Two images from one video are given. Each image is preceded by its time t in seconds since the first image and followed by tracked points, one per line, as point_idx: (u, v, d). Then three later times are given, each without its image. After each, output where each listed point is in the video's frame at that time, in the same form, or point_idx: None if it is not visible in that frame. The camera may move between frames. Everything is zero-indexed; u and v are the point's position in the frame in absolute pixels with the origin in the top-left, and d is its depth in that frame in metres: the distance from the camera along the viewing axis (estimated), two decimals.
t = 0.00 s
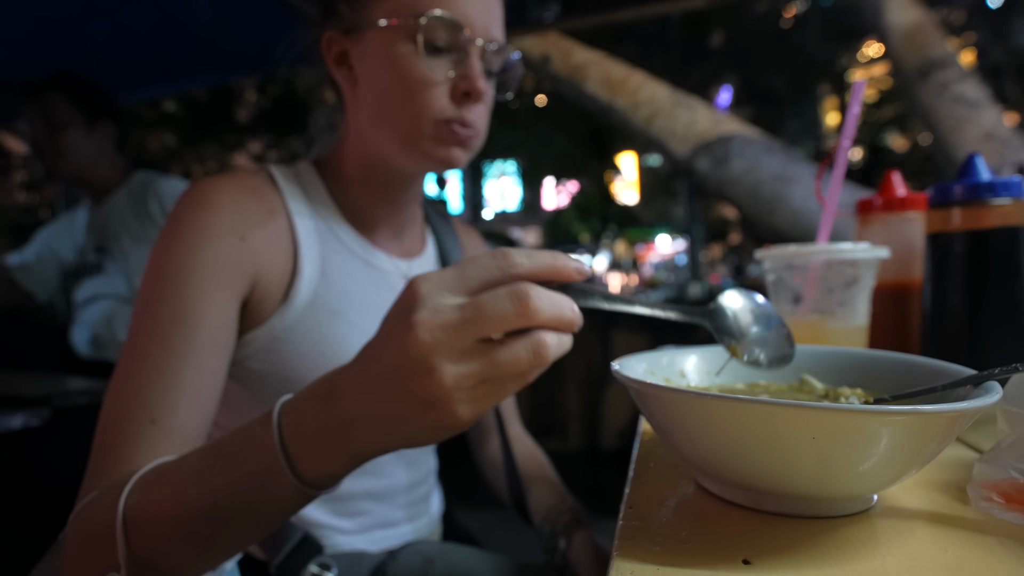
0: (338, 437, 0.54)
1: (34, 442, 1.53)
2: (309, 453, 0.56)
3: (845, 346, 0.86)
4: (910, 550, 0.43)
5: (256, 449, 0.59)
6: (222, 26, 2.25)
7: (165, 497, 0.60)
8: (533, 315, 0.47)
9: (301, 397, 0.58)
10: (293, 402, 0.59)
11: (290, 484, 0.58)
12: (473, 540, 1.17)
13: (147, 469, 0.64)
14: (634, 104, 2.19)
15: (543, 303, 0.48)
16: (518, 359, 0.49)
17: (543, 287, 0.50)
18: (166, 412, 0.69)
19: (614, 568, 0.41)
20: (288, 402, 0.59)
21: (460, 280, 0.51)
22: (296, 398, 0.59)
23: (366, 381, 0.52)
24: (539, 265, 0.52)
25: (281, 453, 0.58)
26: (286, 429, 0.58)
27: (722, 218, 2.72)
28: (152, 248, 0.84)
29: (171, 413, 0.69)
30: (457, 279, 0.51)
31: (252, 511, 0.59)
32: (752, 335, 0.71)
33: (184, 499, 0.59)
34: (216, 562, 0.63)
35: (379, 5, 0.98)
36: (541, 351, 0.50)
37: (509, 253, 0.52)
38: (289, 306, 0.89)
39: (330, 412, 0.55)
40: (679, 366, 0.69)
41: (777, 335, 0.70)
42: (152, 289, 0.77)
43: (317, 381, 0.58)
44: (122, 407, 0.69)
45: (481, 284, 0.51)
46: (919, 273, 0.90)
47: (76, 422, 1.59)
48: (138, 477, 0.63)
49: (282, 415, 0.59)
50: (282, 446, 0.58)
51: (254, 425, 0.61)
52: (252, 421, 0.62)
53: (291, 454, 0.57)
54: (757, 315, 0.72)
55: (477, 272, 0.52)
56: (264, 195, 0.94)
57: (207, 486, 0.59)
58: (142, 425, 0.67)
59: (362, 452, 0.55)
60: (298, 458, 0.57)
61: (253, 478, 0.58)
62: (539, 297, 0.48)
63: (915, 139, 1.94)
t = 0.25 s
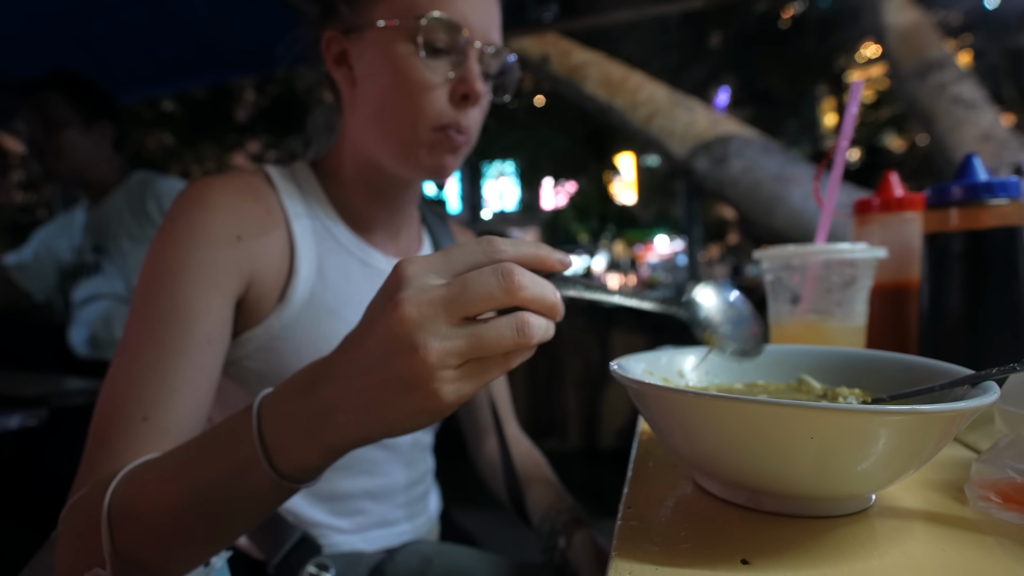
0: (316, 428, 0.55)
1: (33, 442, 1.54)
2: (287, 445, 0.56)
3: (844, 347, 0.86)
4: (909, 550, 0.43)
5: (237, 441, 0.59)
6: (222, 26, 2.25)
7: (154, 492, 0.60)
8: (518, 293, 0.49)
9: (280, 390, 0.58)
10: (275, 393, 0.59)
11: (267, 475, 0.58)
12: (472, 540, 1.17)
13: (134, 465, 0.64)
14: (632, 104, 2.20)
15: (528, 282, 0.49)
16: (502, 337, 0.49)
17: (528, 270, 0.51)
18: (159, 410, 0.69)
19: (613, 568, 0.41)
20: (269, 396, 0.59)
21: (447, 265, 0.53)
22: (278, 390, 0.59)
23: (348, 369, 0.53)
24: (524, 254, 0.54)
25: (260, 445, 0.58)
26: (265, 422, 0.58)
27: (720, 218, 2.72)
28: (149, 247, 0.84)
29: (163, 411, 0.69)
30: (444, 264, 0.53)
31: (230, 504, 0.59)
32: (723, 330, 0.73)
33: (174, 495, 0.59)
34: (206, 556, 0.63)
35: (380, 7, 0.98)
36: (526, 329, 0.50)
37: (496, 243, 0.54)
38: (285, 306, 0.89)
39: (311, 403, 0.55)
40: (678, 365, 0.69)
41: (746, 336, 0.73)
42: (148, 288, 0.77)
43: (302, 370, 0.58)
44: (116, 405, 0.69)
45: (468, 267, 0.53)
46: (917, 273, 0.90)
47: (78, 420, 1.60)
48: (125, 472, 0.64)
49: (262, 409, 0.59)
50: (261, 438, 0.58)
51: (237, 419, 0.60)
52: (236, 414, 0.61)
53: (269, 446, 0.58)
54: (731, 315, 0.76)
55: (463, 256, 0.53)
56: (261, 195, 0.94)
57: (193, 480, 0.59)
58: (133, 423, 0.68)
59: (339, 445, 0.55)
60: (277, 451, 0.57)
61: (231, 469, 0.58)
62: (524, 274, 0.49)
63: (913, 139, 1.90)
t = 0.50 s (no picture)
0: (314, 419, 0.54)
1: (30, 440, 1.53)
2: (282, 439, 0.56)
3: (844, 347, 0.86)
4: (907, 550, 0.43)
5: (232, 435, 0.59)
6: (222, 24, 2.25)
7: (148, 490, 0.60)
8: (513, 282, 0.50)
9: (277, 386, 0.58)
10: (272, 389, 0.59)
11: (263, 469, 0.58)
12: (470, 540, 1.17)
13: (130, 464, 0.64)
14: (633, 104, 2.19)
15: (522, 273, 0.51)
16: (499, 325, 0.50)
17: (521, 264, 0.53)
18: (156, 409, 0.69)
19: (611, 567, 0.41)
20: (266, 391, 0.60)
21: (445, 256, 0.53)
22: (275, 387, 0.59)
23: (346, 360, 0.53)
24: (516, 249, 0.56)
25: (256, 439, 0.58)
26: (261, 414, 0.58)
27: (720, 218, 2.72)
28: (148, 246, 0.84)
29: (161, 410, 0.69)
30: (441, 254, 0.53)
31: (224, 498, 0.59)
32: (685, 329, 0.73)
33: (169, 493, 0.59)
34: (202, 554, 0.63)
35: (381, 7, 0.98)
36: (521, 318, 0.51)
37: (490, 236, 0.55)
38: (284, 307, 0.89)
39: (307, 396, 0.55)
40: (677, 365, 0.69)
41: (706, 333, 0.73)
42: (147, 287, 0.77)
43: (300, 366, 0.58)
44: (113, 403, 0.69)
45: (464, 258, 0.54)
46: (916, 274, 0.90)
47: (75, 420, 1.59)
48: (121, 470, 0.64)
49: (259, 404, 0.59)
50: (256, 431, 0.58)
51: (232, 416, 0.61)
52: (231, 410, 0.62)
53: (265, 440, 0.58)
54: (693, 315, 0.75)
55: (459, 248, 0.54)
56: (261, 194, 0.94)
57: (187, 476, 0.59)
58: (131, 421, 0.68)
59: (336, 438, 0.55)
60: (272, 445, 0.57)
61: (227, 462, 0.58)
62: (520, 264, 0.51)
63: (913, 141, 1.89)
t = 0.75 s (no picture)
0: (310, 425, 0.54)
1: (30, 440, 1.53)
2: (278, 443, 0.56)
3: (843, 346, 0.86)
4: (905, 549, 0.43)
5: (228, 439, 0.59)
6: (221, 24, 2.25)
7: (146, 492, 0.60)
8: (510, 293, 0.52)
9: (275, 389, 0.59)
10: (270, 392, 0.59)
11: (258, 474, 0.58)
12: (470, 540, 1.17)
13: (128, 465, 0.64)
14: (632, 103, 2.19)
15: (518, 285, 0.53)
16: (496, 335, 0.51)
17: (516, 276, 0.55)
18: (155, 410, 0.69)
19: (610, 568, 0.41)
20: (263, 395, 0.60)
21: (445, 267, 0.54)
22: (273, 391, 0.59)
23: (342, 368, 0.53)
24: (512, 261, 0.59)
25: (252, 443, 0.58)
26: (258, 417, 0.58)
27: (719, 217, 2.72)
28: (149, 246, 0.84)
29: (160, 411, 0.69)
30: (441, 265, 0.54)
31: (220, 502, 0.59)
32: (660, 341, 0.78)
33: (166, 495, 0.59)
34: (198, 555, 0.63)
35: (382, 7, 0.98)
36: (516, 330, 0.52)
37: (489, 247, 0.56)
38: (283, 307, 0.89)
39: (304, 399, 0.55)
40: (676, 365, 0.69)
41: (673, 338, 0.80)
42: (146, 287, 0.77)
43: (298, 369, 0.58)
44: (112, 403, 0.69)
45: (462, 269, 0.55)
46: (915, 273, 0.90)
47: (75, 419, 1.59)
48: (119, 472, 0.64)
49: (256, 408, 0.59)
50: (252, 435, 0.58)
51: (229, 419, 0.61)
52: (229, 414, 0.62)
53: (259, 445, 0.58)
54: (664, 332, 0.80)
55: (457, 259, 0.55)
56: (261, 194, 0.94)
57: (184, 479, 0.59)
58: (129, 422, 0.68)
59: (331, 443, 0.55)
60: (267, 449, 0.57)
61: (223, 466, 0.58)
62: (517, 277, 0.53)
63: (911, 140, 1.93)
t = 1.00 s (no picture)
0: (295, 425, 0.54)
1: (26, 442, 1.53)
2: (266, 444, 0.56)
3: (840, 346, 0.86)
4: (904, 549, 0.43)
5: (220, 441, 0.59)
6: (217, 26, 2.25)
7: (140, 493, 0.60)
8: (490, 281, 0.50)
9: (267, 389, 0.58)
10: (262, 392, 0.59)
11: (245, 476, 0.57)
12: (468, 541, 1.17)
13: (123, 467, 0.64)
14: (629, 105, 2.19)
15: (500, 273, 0.51)
16: (473, 327, 0.49)
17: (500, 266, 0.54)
18: (151, 411, 0.69)
19: (608, 569, 0.41)
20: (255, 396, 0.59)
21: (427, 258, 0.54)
22: (265, 392, 0.59)
23: (332, 367, 0.53)
24: (502, 254, 0.58)
25: (241, 444, 0.57)
26: (248, 418, 0.58)
27: (717, 219, 2.72)
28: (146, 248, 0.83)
29: (156, 412, 0.69)
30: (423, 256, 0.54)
31: (207, 504, 0.58)
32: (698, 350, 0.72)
33: (159, 498, 0.59)
34: (193, 557, 0.63)
35: (379, 8, 0.98)
36: (496, 321, 0.50)
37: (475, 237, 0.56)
38: (281, 308, 0.89)
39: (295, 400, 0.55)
40: (673, 365, 0.69)
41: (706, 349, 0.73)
42: (143, 288, 0.77)
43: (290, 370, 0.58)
44: (108, 404, 0.68)
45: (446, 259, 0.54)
46: (912, 274, 0.91)
47: (70, 421, 1.58)
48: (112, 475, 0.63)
49: (247, 409, 0.59)
50: (242, 436, 0.58)
51: (222, 422, 0.60)
52: (224, 415, 0.62)
53: (248, 446, 0.57)
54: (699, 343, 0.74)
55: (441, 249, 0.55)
56: (258, 194, 0.93)
57: (175, 480, 0.59)
58: (124, 424, 0.67)
59: (318, 445, 0.54)
60: (255, 450, 0.57)
61: (212, 467, 0.58)
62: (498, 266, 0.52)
63: (907, 142, 1.98)
